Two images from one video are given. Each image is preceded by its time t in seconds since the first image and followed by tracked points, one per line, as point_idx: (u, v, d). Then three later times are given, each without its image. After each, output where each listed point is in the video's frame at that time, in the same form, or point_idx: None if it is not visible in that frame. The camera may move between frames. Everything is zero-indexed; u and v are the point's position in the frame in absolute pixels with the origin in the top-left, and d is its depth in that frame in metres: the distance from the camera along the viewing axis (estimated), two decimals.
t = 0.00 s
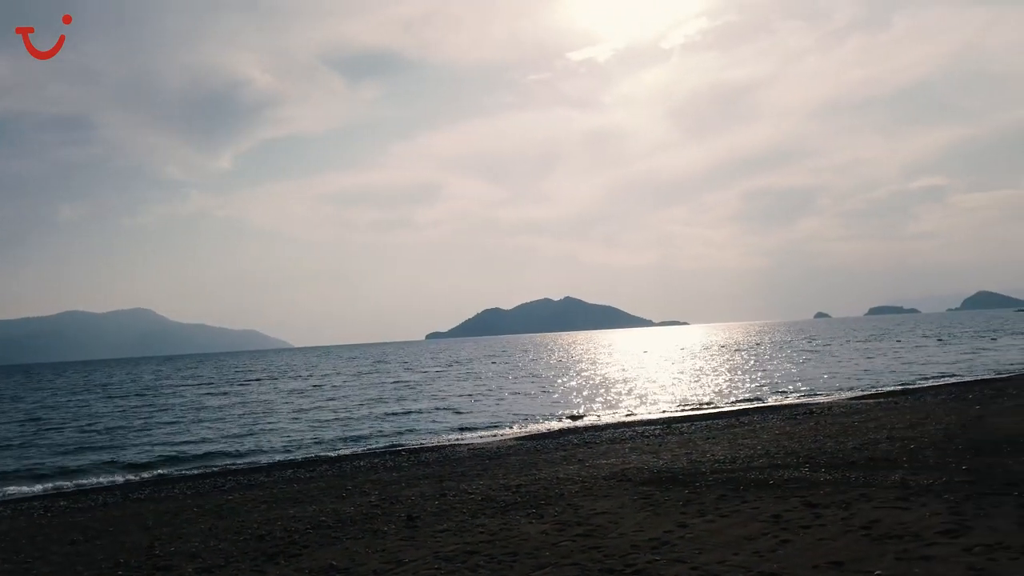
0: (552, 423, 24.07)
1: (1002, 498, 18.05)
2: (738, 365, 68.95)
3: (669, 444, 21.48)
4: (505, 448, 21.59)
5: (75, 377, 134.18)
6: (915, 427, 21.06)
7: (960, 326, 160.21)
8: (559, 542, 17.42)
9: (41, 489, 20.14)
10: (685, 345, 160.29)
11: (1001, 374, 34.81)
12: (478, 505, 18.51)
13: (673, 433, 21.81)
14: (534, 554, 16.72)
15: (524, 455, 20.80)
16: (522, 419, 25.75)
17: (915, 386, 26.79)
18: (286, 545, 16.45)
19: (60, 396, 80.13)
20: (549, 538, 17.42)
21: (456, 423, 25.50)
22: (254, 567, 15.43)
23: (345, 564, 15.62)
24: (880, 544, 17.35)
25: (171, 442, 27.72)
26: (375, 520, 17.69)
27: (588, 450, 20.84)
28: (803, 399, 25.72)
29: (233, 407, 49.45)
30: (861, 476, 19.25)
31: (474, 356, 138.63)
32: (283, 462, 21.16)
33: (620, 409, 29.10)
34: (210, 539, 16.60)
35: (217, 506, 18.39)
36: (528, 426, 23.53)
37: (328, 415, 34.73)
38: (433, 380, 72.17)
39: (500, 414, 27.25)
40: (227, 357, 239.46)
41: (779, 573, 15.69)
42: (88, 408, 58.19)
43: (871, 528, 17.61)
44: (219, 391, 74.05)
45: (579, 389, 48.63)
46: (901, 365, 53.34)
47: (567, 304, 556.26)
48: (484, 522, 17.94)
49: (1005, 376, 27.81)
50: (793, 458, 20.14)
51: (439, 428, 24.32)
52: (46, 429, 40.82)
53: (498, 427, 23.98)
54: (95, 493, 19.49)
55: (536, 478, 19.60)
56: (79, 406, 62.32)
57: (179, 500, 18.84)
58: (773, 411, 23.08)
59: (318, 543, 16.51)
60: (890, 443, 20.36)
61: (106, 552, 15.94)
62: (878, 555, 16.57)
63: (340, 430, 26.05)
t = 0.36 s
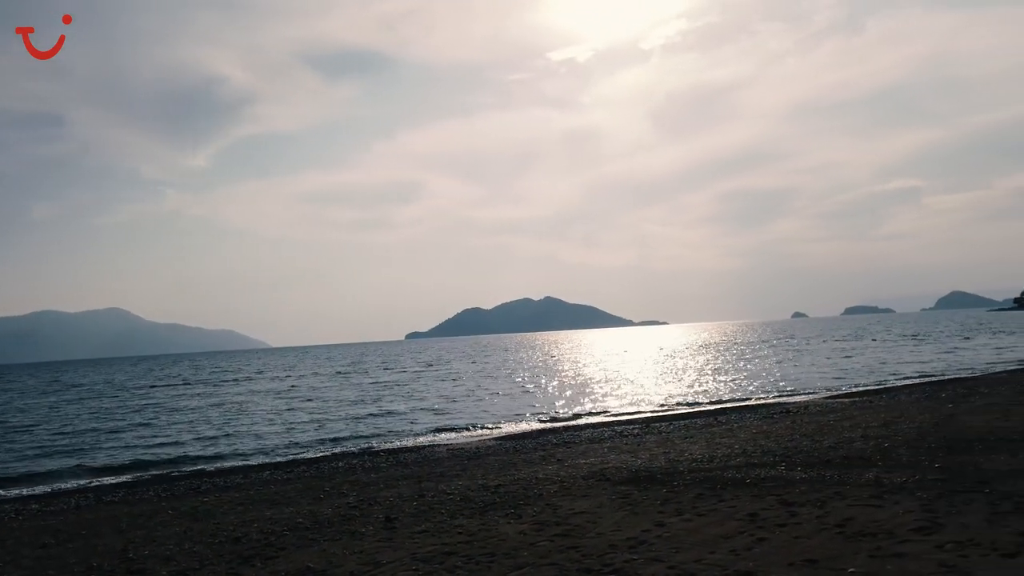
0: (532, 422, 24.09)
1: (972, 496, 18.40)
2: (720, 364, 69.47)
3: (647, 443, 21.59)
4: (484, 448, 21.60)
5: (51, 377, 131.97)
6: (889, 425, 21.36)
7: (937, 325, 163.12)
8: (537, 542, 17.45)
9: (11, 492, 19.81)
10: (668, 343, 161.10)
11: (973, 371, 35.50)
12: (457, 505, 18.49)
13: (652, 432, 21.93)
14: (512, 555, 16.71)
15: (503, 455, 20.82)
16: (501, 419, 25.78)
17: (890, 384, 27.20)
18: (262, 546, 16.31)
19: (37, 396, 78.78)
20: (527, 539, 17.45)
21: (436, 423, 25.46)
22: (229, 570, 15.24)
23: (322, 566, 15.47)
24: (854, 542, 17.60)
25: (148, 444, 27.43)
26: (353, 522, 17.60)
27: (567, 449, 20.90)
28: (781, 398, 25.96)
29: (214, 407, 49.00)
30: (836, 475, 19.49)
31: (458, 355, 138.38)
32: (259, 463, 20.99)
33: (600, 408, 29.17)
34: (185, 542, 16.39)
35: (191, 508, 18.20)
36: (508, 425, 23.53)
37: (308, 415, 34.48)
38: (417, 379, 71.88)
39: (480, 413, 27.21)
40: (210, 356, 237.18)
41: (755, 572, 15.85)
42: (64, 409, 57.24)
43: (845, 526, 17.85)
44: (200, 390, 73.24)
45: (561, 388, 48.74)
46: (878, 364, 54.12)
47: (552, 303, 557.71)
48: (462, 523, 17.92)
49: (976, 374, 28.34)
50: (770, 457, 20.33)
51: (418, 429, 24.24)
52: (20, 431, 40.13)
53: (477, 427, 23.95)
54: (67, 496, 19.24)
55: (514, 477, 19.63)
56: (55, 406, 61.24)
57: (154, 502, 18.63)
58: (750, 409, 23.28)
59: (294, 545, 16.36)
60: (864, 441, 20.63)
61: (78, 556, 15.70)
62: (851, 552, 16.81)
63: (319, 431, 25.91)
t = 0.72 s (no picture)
0: (514, 425, 24.10)
1: (947, 497, 18.67)
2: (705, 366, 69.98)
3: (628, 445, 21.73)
4: (465, 450, 21.63)
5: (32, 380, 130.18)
6: (867, 427, 21.63)
7: (918, 328, 165.82)
8: (517, 545, 17.43)
9: None
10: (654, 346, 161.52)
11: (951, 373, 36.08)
12: (438, 508, 18.44)
13: (633, 435, 22.04)
14: (492, 557, 16.68)
15: (484, 458, 20.81)
16: (484, 421, 25.80)
17: (868, 386, 27.59)
18: (241, 550, 16.16)
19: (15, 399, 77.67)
20: (507, 542, 17.43)
21: (417, 426, 25.52)
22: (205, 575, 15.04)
23: (301, 570, 15.32)
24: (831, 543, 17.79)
25: (126, 447, 27.21)
26: (332, 525, 17.48)
27: (548, 452, 20.95)
28: (761, 400, 26.18)
29: (196, 410, 48.69)
30: (814, 476, 19.68)
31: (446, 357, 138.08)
32: (239, 467, 20.85)
33: (583, 410, 29.24)
34: (161, 547, 16.19)
35: (168, 513, 18.02)
36: (490, 428, 23.53)
37: (290, 418, 34.39)
38: (402, 381, 71.72)
39: (463, 416, 27.20)
40: (195, 358, 234.86)
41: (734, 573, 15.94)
42: (43, 413, 56.46)
43: (822, 527, 18.03)
44: (182, 394, 72.56)
45: (546, 390, 48.89)
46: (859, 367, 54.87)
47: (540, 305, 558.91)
48: (443, 526, 17.87)
49: (953, 377, 28.84)
50: (749, 459, 20.49)
51: (400, 431, 24.19)
52: None
53: (459, 429, 23.94)
54: (43, 500, 19.04)
55: (496, 480, 19.62)
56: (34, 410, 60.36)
57: (130, 506, 18.44)
58: (731, 412, 23.48)
59: (273, 549, 16.21)
60: (842, 443, 20.86)
61: (51, 561, 15.47)
62: (828, 553, 17.00)
63: (300, 433, 25.87)
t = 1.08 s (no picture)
0: (491, 429, 24.16)
1: (914, 499, 19.02)
2: (684, 369, 70.53)
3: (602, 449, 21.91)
4: (440, 454, 21.68)
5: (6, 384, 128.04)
6: (838, 430, 21.99)
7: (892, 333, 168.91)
8: (490, 550, 17.41)
9: None
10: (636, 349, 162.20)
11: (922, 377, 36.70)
12: (411, 513, 18.42)
13: (608, 438, 22.22)
14: (464, 562, 16.65)
15: (459, 462, 20.84)
16: (459, 425, 25.87)
17: (840, 390, 28.04)
18: (210, 555, 16.02)
19: None
20: (480, 546, 17.42)
21: (392, 430, 25.61)
22: None
23: None
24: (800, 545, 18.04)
25: (97, 452, 26.93)
26: (304, 531, 17.36)
27: (523, 456, 21.05)
28: (735, 404, 26.45)
29: (171, 414, 48.15)
30: (785, 479, 19.95)
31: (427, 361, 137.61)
32: (211, 472, 20.73)
33: (561, 414, 29.35)
34: (129, 553, 15.98)
35: (137, 519, 17.86)
36: (465, 432, 23.57)
37: (266, 422, 34.25)
38: (382, 385, 71.42)
39: (439, 420, 27.24)
40: (174, 361, 231.96)
41: None
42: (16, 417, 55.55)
43: (791, 530, 18.28)
44: (158, 397, 71.57)
45: (526, 394, 48.98)
46: (833, 370, 55.69)
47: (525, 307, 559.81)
48: (416, 530, 17.83)
49: (922, 380, 29.41)
50: (722, 462, 20.74)
51: (375, 436, 24.19)
52: None
53: (434, 434, 24.01)
54: (11, 506, 18.85)
55: (470, 484, 19.67)
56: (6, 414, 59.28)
57: (99, 512, 18.25)
58: (705, 415, 23.75)
59: (244, 554, 16.07)
60: (812, 446, 21.18)
61: (16, 568, 15.22)
62: (797, 556, 17.25)
63: (274, 438, 25.82)
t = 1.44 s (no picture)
0: (459, 434, 24.26)
1: (872, 501, 19.42)
2: (657, 373, 71.17)
3: (569, 454, 22.09)
4: (407, 459, 21.69)
5: None
6: (800, 434, 22.41)
7: (864, 337, 172.44)
8: (455, 555, 17.29)
9: None
10: (612, 352, 162.95)
11: (884, 381, 37.64)
12: (376, 519, 18.36)
13: (574, 443, 22.42)
14: (428, 567, 16.52)
15: (425, 467, 20.87)
16: (427, 431, 25.96)
17: (804, 394, 28.56)
18: (168, 562, 15.81)
19: None
20: (444, 551, 17.29)
21: (358, 436, 25.59)
22: None
23: None
24: (761, 548, 18.29)
25: (55, 460, 26.41)
26: (267, 538, 17.20)
27: (489, 461, 21.16)
28: (701, 408, 26.85)
29: (135, 419, 47.22)
30: (747, 482, 20.26)
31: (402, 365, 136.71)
32: (173, 479, 20.50)
33: (530, 418, 29.54)
34: (85, 562, 15.69)
35: (95, 527, 17.58)
36: (433, 438, 23.64)
37: (232, 428, 33.95)
38: (354, 389, 70.87)
39: (408, 426, 27.28)
40: (147, 364, 228.12)
41: None
42: None
43: (753, 532, 18.53)
44: (123, 402, 70.10)
45: (498, 398, 48.99)
46: (801, 374, 56.64)
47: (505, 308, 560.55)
48: (381, 536, 17.75)
49: (883, 384, 30.11)
50: (686, 466, 21.01)
51: (341, 443, 24.17)
52: None
53: (401, 440, 24.07)
54: None
55: (436, 490, 19.69)
56: None
57: (55, 521, 17.95)
58: (671, 420, 24.03)
59: (203, 562, 15.86)
60: (774, 449, 21.56)
61: None
62: (757, 558, 17.48)
63: (238, 445, 25.62)
